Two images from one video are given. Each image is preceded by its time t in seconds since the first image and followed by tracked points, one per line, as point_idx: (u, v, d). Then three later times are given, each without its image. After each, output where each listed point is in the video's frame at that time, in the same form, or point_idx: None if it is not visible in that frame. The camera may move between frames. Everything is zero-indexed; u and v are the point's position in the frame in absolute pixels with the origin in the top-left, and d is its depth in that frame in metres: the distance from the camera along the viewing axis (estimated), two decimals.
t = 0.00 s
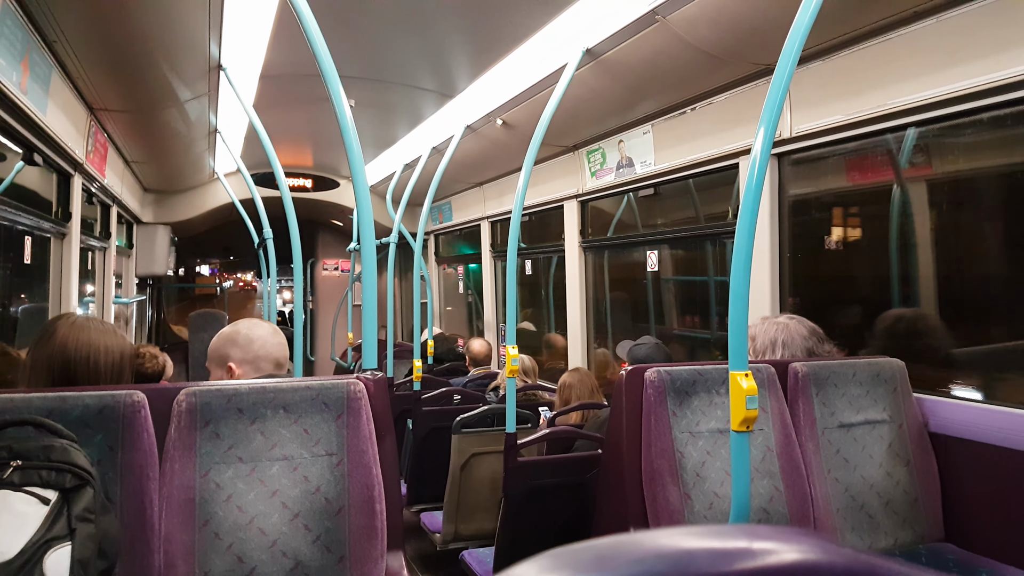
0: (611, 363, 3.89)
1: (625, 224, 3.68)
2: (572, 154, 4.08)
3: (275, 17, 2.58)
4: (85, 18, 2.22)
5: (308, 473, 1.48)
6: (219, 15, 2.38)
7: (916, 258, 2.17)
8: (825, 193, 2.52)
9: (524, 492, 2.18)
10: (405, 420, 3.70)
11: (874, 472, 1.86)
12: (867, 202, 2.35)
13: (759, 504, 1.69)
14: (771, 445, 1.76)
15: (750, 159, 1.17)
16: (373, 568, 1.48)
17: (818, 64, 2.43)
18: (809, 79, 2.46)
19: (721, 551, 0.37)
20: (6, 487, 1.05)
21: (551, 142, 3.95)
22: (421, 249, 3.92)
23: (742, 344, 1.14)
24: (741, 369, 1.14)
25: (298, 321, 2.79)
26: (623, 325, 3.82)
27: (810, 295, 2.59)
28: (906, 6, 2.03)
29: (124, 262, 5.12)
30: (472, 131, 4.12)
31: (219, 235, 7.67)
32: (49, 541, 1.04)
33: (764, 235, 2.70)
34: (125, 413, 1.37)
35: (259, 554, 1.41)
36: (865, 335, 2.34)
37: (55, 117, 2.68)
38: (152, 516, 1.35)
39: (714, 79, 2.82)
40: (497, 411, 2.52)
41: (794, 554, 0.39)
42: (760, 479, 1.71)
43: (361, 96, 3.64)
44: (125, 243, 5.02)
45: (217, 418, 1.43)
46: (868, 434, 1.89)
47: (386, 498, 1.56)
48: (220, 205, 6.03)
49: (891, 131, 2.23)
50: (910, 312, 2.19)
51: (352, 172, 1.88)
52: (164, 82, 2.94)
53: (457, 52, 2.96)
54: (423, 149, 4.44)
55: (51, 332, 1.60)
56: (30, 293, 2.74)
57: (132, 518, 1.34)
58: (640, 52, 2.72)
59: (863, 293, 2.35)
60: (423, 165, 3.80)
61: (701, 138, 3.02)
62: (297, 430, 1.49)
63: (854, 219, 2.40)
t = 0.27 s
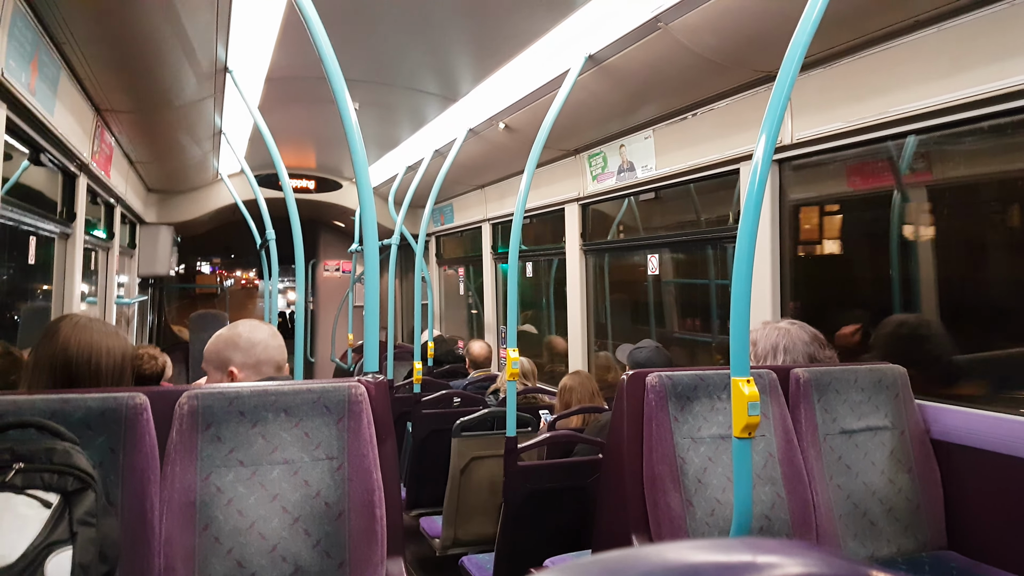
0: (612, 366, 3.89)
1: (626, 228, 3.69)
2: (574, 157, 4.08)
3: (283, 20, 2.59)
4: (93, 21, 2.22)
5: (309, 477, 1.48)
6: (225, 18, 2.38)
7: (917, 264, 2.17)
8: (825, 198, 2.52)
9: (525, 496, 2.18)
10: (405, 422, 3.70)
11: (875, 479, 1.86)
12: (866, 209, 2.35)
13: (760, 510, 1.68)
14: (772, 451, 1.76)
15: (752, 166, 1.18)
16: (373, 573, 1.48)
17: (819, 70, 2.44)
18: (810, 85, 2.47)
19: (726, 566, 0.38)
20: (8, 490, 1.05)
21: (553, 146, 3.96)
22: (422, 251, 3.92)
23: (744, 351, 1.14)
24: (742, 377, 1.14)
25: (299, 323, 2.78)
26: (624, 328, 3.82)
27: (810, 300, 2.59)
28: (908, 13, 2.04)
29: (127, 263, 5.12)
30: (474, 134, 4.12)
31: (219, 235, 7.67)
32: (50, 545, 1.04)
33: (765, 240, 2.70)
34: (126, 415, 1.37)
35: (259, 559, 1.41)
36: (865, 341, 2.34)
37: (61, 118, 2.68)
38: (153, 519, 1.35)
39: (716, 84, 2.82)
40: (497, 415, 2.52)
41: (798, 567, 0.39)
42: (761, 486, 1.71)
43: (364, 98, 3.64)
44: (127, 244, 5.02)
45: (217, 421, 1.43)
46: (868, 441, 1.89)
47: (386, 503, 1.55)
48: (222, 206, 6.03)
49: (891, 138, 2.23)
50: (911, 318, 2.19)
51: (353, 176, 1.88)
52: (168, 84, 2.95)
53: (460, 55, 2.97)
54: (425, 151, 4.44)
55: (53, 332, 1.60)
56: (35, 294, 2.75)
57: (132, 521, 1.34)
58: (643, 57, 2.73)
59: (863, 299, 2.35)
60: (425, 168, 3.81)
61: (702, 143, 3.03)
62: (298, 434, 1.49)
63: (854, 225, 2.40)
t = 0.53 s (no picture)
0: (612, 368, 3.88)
1: (625, 230, 3.69)
2: (572, 159, 4.09)
3: (277, 22, 2.60)
4: (87, 23, 2.22)
5: (307, 479, 1.48)
6: (222, 20, 2.39)
7: (915, 265, 2.17)
8: (824, 199, 2.53)
9: (524, 498, 2.18)
10: (404, 425, 3.69)
11: (873, 479, 1.86)
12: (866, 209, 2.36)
13: (758, 511, 1.69)
14: (770, 452, 1.77)
15: (750, 165, 1.18)
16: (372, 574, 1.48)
17: (817, 71, 2.45)
18: (808, 86, 2.47)
19: (719, 561, 0.38)
20: (5, 492, 1.05)
21: (551, 148, 3.97)
22: (421, 254, 3.91)
23: (742, 350, 1.14)
24: (740, 376, 1.14)
25: (298, 325, 2.78)
26: (623, 331, 3.82)
27: (809, 301, 2.59)
28: (905, 14, 2.05)
29: (124, 266, 5.12)
30: (472, 136, 4.13)
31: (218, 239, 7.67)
32: (48, 546, 1.04)
33: (763, 242, 2.71)
34: (124, 418, 1.37)
35: (258, 560, 1.40)
36: (864, 342, 2.34)
37: (57, 121, 2.68)
38: (152, 521, 1.35)
39: (714, 86, 2.83)
40: (496, 417, 2.52)
41: (792, 564, 0.39)
42: (759, 486, 1.71)
43: (362, 101, 3.65)
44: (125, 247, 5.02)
45: (216, 423, 1.43)
46: (867, 441, 1.89)
47: (385, 504, 1.55)
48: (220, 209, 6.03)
49: (890, 138, 2.24)
50: (909, 319, 2.19)
51: (352, 177, 1.88)
52: (166, 87, 2.95)
53: (457, 58, 2.97)
54: (424, 154, 4.45)
55: (51, 335, 1.60)
56: (31, 296, 2.74)
57: (131, 523, 1.34)
58: (640, 59, 2.73)
59: (862, 300, 2.36)
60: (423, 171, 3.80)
61: (701, 144, 3.03)
62: (296, 435, 1.49)
63: (854, 226, 2.40)
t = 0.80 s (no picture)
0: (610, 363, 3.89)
1: (621, 225, 3.69)
2: (567, 154, 4.08)
3: (270, 18, 2.59)
4: (78, 21, 2.21)
5: (303, 476, 1.47)
6: (213, 16, 2.37)
7: (910, 257, 2.17)
8: (819, 193, 2.52)
9: (521, 493, 2.18)
10: (402, 421, 3.69)
11: (869, 472, 1.86)
12: (862, 202, 2.36)
13: (754, 504, 1.69)
14: (766, 445, 1.77)
15: (744, 159, 1.17)
16: (369, 570, 1.48)
17: (811, 64, 2.44)
18: (803, 79, 2.47)
19: (710, 554, 0.37)
20: None
21: (546, 143, 3.96)
22: (416, 250, 3.88)
23: (737, 343, 1.14)
24: (736, 370, 1.13)
25: (293, 322, 2.77)
26: (619, 325, 3.83)
27: (805, 294, 2.60)
28: (899, 6, 2.04)
29: (120, 265, 5.11)
30: (467, 132, 4.12)
31: (213, 237, 7.64)
32: (43, 545, 1.03)
33: (758, 235, 2.70)
34: (119, 416, 1.36)
35: (254, 558, 1.40)
36: (859, 335, 2.35)
37: (50, 119, 2.67)
38: (147, 520, 1.35)
39: (709, 79, 2.82)
40: (493, 413, 2.52)
41: (783, 556, 0.39)
42: (755, 480, 1.72)
43: (356, 97, 3.63)
44: (120, 246, 5.00)
45: (211, 421, 1.43)
46: (863, 434, 1.89)
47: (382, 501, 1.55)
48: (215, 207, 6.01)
49: (884, 131, 2.23)
50: (904, 311, 2.19)
51: (345, 173, 1.87)
52: (159, 84, 2.93)
53: (451, 53, 2.96)
54: (419, 150, 4.43)
55: (52, 335, 1.60)
56: (26, 295, 2.73)
57: (127, 522, 1.33)
58: (635, 53, 2.73)
59: (857, 293, 2.36)
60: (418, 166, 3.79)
61: (696, 138, 3.03)
62: (292, 433, 1.49)
63: (849, 219, 2.41)
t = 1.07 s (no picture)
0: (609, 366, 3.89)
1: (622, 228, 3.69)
2: (570, 157, 4.09)
3: (275, 18, 2.59)
4: (85, 19, 2.22)
5: (303, 475, 1.47)
6: (219, 16, 2.38)
7: (912, 265, 2.18)
8: (821, 199, 2.53)
9: (520, 496, 2.18)
10: (401, 422, 3.69)
11: (869, 479, 1.86)
12: (864, 209, 2.36)
13: (753, 510, 1.70)
14: (766, 451, 1.77)
15: (749, 165, 1.18)
16: (368, 570, 1.48)
17: (815, 71, 2.45)
18: (807, 86, 2.47)
19: (717, 558, 0.38)
20: (2, 486, 1.05)
21: (549, 146, 3.97)
22: (417, 251, 3.88)
23: (739, 349, 1.14)
24: (737, 375, 1.14)
25: (295, 321, 2.77)
26: (619, 329, 3.83)
27: (805, 300, 2.60)
28: (904, 14, 2.05)
29: (121, 261, 5.11)
30: (470, 134, 4.12)
31: (214, 235, 7.65)
32: (44, 541, 1.04)
33: (760, 241, 2.71)
34: (120, 413, 1.36)
35: (253, 557, 1.40)
36: (860, 341, 2.35)
37: (54, 116, 2.67)
38: (147, 517, 1.35)
39: (713, 85, 2.83)
40: (492, 414, 2.52)
41: (791, 562, 0.39)
42: (755, 485, 1.72)
43: (360, 97, 3.64)
44: (121, 242, 5.00)
45: (212, 419, 1.43)
46: (863, 441, 1.89)
47: (381, 501, 1.55)
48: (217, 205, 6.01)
49: (888, 138, 2.24)
50: (905, 319, 2.20)
51: (350, 173, 1.88)
52: (164, 82, 2.94)
53: (456, 55, 2.97)
54: (421, 151, 4.44)
55: (49, 330, 1.59)
56: (28, 291, 2.74)
57: (127, 518, 1.33)
58: (639, 57, 2.73)
59: (859, 300, 2.36)
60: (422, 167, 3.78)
61: (699, 143, 3.03)
62: (293, 432, 1.49)
63: (852, 226, 2.41)
